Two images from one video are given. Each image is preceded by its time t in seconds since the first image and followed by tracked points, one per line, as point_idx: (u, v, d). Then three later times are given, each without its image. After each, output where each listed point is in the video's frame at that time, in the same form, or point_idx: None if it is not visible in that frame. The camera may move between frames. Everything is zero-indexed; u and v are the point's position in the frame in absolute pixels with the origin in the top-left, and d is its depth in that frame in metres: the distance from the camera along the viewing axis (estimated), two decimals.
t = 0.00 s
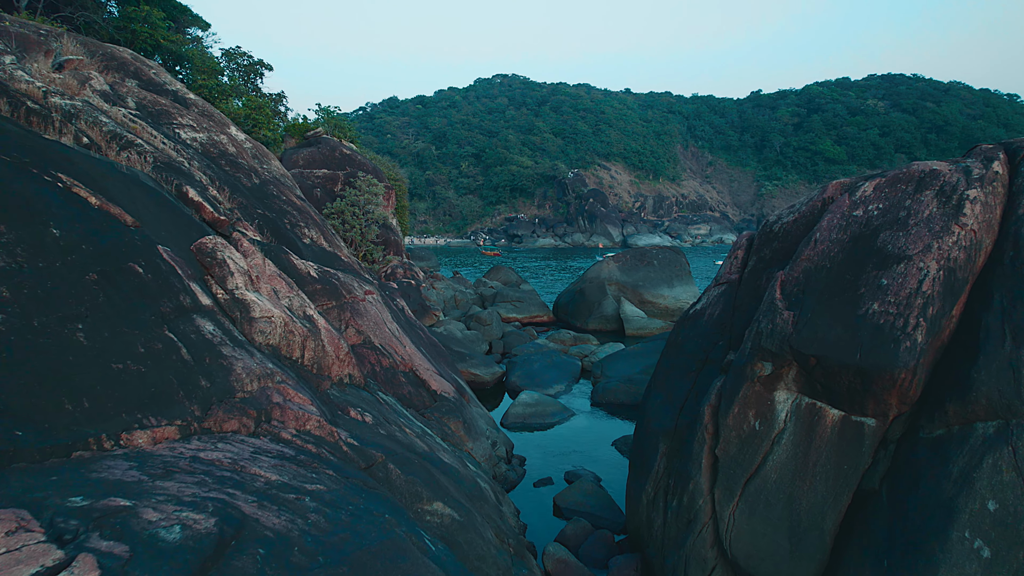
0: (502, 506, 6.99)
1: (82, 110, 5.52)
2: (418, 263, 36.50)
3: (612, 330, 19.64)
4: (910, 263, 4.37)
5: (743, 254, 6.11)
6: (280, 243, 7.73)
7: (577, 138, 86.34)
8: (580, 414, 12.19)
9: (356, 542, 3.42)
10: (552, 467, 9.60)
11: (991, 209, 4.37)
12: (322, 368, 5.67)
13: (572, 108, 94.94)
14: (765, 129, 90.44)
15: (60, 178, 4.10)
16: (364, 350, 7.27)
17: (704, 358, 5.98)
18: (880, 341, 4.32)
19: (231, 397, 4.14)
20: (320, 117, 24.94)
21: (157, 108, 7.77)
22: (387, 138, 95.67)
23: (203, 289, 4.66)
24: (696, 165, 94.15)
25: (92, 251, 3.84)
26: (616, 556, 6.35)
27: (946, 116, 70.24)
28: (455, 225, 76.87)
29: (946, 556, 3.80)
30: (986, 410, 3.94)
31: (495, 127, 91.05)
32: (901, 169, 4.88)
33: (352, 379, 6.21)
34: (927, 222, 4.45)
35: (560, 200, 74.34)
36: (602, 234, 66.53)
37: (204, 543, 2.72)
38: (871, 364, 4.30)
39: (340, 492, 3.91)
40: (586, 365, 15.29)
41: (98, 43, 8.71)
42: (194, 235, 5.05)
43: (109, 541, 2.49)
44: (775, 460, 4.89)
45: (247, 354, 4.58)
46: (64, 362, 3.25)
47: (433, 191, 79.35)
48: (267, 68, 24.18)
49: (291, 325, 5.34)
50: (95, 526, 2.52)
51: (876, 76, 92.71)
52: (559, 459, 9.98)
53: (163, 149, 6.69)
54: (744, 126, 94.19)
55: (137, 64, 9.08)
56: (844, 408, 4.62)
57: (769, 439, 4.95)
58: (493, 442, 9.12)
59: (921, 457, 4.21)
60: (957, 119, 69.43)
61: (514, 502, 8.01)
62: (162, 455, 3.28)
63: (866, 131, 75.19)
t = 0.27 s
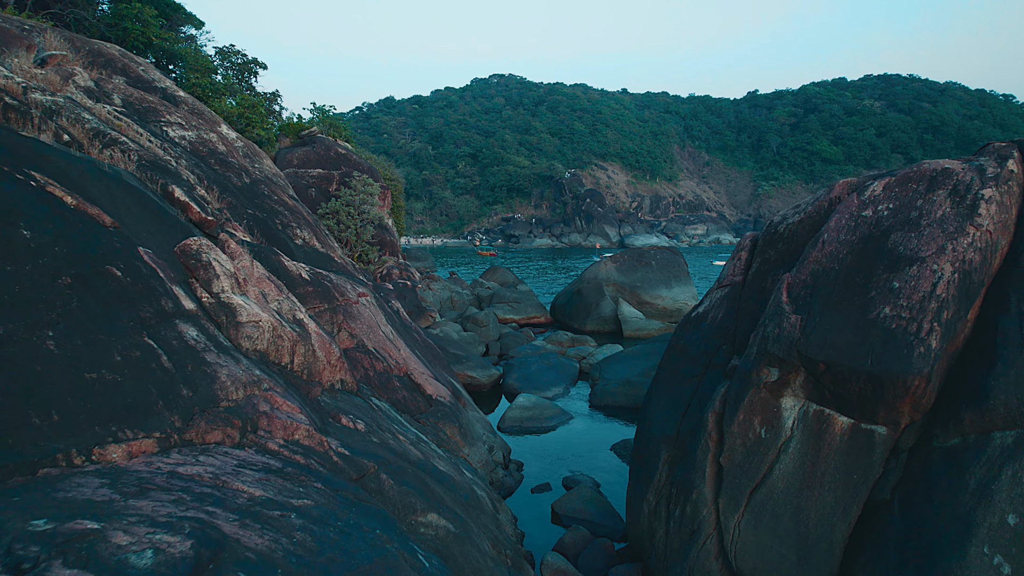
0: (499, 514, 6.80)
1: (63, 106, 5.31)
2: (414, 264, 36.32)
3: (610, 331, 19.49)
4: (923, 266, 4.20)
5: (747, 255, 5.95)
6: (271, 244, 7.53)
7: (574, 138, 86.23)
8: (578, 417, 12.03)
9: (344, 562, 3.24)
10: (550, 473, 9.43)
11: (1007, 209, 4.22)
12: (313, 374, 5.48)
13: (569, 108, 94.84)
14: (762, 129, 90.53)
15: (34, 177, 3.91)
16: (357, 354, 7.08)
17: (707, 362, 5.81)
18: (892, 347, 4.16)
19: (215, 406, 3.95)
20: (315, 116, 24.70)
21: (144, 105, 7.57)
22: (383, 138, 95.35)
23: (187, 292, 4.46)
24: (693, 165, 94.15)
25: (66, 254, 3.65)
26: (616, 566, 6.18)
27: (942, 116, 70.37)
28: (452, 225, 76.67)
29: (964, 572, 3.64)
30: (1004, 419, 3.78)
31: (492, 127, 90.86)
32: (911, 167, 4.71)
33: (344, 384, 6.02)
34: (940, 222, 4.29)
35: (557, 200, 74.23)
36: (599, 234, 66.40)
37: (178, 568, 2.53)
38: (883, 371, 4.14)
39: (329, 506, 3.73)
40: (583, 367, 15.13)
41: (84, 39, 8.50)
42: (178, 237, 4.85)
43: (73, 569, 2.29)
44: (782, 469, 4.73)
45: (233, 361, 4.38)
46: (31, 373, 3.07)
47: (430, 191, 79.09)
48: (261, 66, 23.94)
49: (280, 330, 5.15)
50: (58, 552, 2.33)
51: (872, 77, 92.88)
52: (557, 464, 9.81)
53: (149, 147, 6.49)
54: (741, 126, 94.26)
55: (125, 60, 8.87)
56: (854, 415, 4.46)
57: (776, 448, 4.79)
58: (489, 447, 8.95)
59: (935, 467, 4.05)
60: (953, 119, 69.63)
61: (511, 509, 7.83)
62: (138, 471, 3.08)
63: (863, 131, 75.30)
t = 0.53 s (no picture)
0: (496, 523, 6.62)
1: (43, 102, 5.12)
2: (411, 264, 36.16)
3: (609, 332, 19.33)
4: (938, 268, 4.04)
5: (751, 257, 5.78)
6: (262, 245, 7.34)
7: (572, 138, 86.10)
8: (577, 420, 11.85)
9: None
10: (549, 478, 9.26)
11: None
12: (303, 380, 5.29)
13: (567, 108, 94.70)
14: (759, 129, 90.52)
15: (7, 175, 3.72)
16: (350, 358, 6.90)
17: (711, 367, 5.64)
18: (906, 353, 3.99)
19: (197, 416, 3.76)
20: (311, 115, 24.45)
21: (131, 102, 7.36)
22: (380, 137, 95.10)
23: (170, 296, 4.27)
24: (691, 165, 94.10)
25: (38, 256, 3.45)
26: None
27: (940, 116, 70.43)
28: (450, 225, 76.47)
29: None
30: None
31: (489, 127, 90.66)
32: (924, 166, 4.54)
33: (336, 390, 5.82)
34: (956, 222, 4.12)
35: (555, 200, 74.08)
36: (596, 234, 66.28)
37: None
38: (897, 377, 3.97)
39: (317, 523, 3.54)
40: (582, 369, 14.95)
41: (71, 35, 8.28)
42: (162, 238, 4.65)
43: None
44: (790, 478, 4.56)
45: (218, 368, 4.19)
46: None
47: (427, 191, 78.87)
48: (256, 65, 23.68)
49: (268, 335, 4.96)
50: None
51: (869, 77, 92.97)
52: (556, 469, 9.63)
53: (136, 145, 6.28)
54: (738, 127, 94.25)
55: (114, 57, 8.66)
56: (866, 423, 4.30)
57: (784, 457, 4.62)
58: (486, 452, 8.78)
59: (951, 478, 3.89)
60: (950, 119, 69.71)
61: (509, 516, 7.65)
62: (110, 488, 2.89)
63: (860, 131, 75.33)
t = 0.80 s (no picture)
0: (494, 531, 6.46)
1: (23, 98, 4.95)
2: (409, 265, 35.98)
3: (607, 333, 19.18)
4: (953, 270, 3.89)
5: (756, 258, 5.63)
6: (254, 246, 7.17)
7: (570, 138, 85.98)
8: (577, 423, 11.69)
9: None
10: (548, 483, 9.10)
11: None
12: (294, 386, 5.12)
13: (565, 108, 94.57)
14: (758, 129, 90.49)
15: None
16: (344, 362, 6.73)
17: (715, 371, 5.49)
18: (920, 358, 3.84)
19: (181, 426, 3.59)
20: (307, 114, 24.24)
21: (120, 99, 7.18)
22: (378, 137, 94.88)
23: (154, 300, 4.09)
24: (689, 165, 94.05)
25: (10, 259, 3.28)
26: None
27: (938, 116, 70.48)
28: (448, 225, 76.28)
29: None
30: None
31: (488, 126, 90.49)
32: (936, 164, 4.39)
33: (330, 396, 5.65)
34: (971, 223, 3.97)
35: (553, 200, 73.95)
36: (595, 234, 66.17)
37: None
38: (911, 384, 3.82)
39: (306, 538, 3.38)
40: (581, 371, 14.80)
41: (59, 31, 8.09)
42: (147, 239, 4.47)
43: None
44: (798, 488, 4.41)
45: (204, 375, 4.01)
46: None
47: (425, 191, 78.67)
48: (252, 64, 23.46)
49: (258, 339, 4.79)
50: None
51: (867, 77, 93.04)
52: (555, 473, 9.47)
53: (123, 143, 6.10)
54: (737, 127, 94.21)
55: (103, 53, 8.48)
56: (877, 431, 4.14)
57: (791, 465, 4.47)
58: (484, 457, 8.62)
59: (967, 489, 3.74)
60: (948, 119, 69.77)
61: (507, 523, 7.49)
62: (83, 506, 2.72)
63: (858, 131, 75.35)
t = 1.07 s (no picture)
0: (492, 540, 6.28)
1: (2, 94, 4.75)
2: (408, 265, 35.84)
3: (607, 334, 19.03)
4: (972, 273, 3.72)
5: (762, 259, 5.47)
6: (245, 247, 6.98)
7: (569, 138, 85.83)
8: (576, 426, 11.52)
9: None
10: (547, 489, 8.93)
11: None
12: (284, 393, 4.93)
13: (564, 107, 94.43)
14: (757, 129, 90.43)
15: None
16: (338, 367, 6.55)
17: (720, 377, 5.31)
18: (937, 365, 3.67)
19: (162, 437, 3.41)
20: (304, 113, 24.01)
21: (107, 96, 6.97)
22: (376, 137, 94.62)
23: (135, 304, 3.90)
24: (688, 165, 93.97)
25: None
26: None
27: (937, 116, 70.45)
28: (446, 225, 76.10)
29: None
30: None
31: (486, 126, 90.27)
32: (951, 162, 4.22)
33: (322, 403, 5.46)
34: (990, 223, 3.80)
35: (552, 200, 73.79)
36: (594, 234, 66.03)
37: None
38: (928, 392, 3.65)
39: (293, 558, 3.20)
40: (580, 373, 14.64)
41: (46, 26, 7.89)
42: (129, 240, 4.28)
43: None
44: (808, 499, 4.24)
45: (188, 383, 3.82)
46: None
47: (424, 191, 78.47)
48: (248, 62, 23.24)
49: (246, 344, 4.60)
50: None
51: (866, 77, 93.02)
52: (554, 479, 9.30)
53: (108, 141, 5.90)
54: (736, 126, 94.13)
55: (92, 49, 8.28)
56: (891, 440, 3.97)
57: (801, 476, 4.29)
58: (482, 462, 8.44)
59: (988, 502, 3.56)
60: (947, 119, 69.77)
61: (506, 531, 7.32)
62: (50, 529, 2.54)
63: (857, 131, 75.30)
